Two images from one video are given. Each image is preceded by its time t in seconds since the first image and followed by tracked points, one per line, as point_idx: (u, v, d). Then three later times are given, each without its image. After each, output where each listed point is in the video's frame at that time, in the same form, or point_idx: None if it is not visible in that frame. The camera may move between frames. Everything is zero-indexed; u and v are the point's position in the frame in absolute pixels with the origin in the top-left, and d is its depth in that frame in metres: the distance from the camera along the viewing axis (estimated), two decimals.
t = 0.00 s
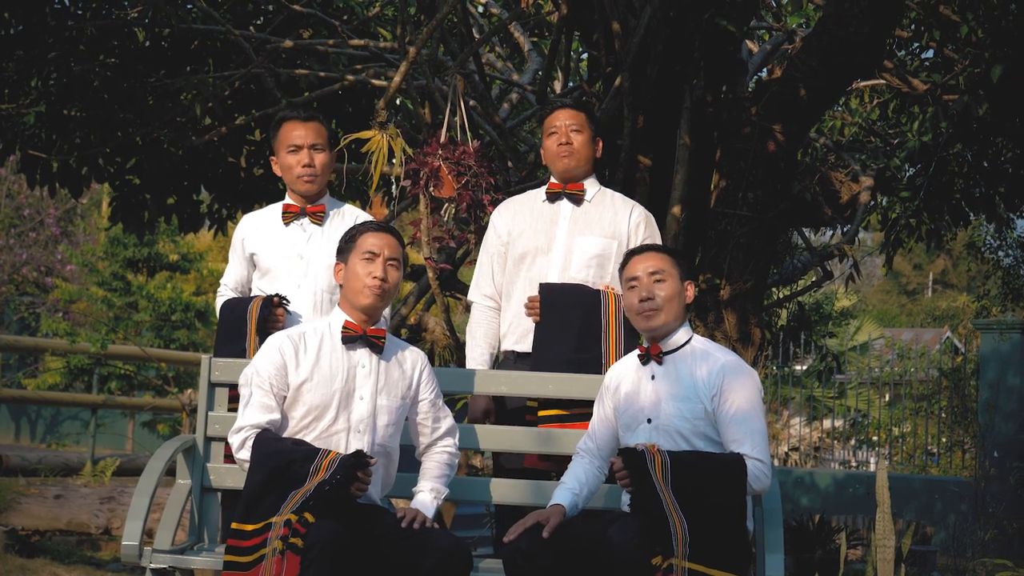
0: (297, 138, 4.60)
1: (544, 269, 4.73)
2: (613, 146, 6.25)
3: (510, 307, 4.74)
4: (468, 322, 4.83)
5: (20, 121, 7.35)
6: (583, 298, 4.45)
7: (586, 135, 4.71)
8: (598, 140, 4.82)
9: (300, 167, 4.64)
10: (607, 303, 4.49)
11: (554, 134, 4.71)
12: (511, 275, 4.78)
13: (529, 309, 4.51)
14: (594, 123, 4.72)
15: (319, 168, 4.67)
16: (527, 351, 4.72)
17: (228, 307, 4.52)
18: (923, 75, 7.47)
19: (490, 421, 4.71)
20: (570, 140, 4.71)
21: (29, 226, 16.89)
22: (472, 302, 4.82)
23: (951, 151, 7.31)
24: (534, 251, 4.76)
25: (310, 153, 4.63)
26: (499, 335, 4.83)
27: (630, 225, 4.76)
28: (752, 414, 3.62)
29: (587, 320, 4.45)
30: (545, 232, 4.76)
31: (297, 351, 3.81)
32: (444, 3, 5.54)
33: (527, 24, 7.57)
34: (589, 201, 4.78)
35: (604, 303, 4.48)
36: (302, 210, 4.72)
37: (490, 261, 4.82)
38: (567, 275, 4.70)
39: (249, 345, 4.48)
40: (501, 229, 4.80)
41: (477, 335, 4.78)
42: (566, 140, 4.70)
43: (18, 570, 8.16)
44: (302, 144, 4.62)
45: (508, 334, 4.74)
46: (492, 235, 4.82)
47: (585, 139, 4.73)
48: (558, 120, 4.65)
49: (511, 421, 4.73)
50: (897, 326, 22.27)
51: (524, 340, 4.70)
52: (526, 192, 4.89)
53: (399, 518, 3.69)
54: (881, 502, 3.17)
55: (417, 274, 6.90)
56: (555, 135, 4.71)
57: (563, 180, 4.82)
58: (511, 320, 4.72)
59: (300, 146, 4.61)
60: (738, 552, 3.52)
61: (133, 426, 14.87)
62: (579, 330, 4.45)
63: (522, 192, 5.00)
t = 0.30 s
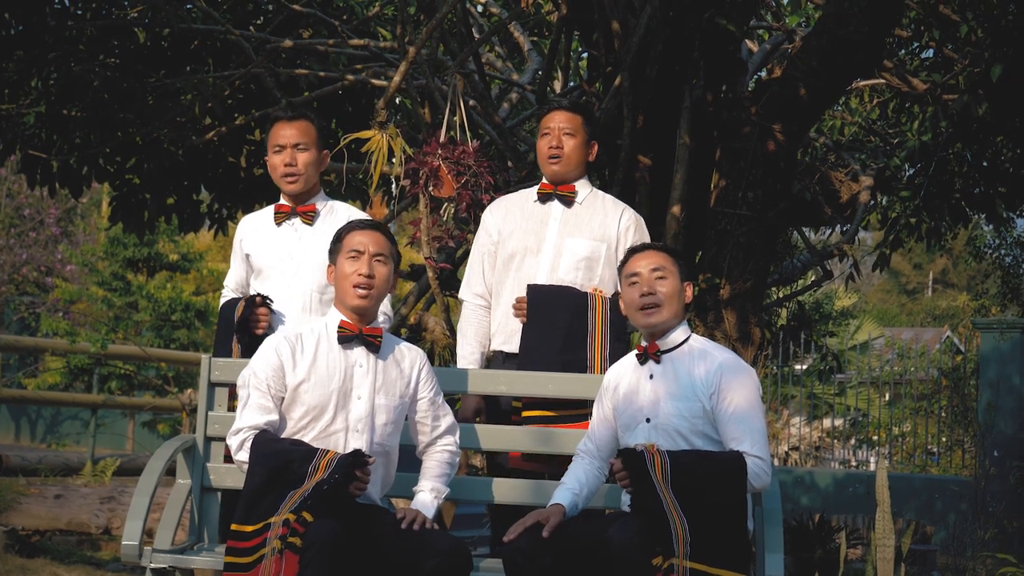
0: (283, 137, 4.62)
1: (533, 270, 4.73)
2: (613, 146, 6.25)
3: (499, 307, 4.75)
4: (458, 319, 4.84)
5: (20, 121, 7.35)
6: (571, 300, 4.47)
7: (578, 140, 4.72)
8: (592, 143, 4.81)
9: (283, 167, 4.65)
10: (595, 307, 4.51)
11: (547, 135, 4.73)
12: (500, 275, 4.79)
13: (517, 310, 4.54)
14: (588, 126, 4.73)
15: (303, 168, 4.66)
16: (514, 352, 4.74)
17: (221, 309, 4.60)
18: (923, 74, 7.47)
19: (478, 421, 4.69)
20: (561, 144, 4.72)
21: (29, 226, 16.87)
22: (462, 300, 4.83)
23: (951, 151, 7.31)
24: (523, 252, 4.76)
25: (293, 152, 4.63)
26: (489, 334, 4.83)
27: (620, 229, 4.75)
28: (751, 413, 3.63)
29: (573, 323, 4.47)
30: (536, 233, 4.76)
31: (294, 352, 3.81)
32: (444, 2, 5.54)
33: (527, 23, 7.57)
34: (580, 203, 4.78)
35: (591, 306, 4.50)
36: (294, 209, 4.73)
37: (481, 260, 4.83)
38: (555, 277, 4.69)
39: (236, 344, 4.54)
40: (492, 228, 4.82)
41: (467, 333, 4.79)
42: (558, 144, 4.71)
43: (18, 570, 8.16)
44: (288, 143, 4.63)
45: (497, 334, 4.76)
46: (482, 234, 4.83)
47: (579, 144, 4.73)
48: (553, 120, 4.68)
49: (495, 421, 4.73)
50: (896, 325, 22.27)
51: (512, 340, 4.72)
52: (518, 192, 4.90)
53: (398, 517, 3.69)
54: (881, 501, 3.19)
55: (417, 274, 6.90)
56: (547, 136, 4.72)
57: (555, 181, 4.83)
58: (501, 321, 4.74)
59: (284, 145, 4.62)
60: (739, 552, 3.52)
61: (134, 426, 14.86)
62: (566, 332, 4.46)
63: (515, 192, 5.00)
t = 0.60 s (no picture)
0: (278, 134, 4.62)
1: (529, 271, 4.73)
2: (613, 145, 6.25)
3: (495, 307, 4.74)
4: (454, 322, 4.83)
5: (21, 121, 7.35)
6: (567, 300, 4.48)
7: (571, 140, 4.73)
8: (586, 144, 4.82)
9: (275, 163, 4.66)
10: (592, 306, 4.52)
11: (540, 133, 4.75)
12: (495, 276, 4.78)
13: (513, 311, 4.51)
14: (582, 127, 4.74)
15: (295, 165, 4.66)
16: (512, 352, 4.72)
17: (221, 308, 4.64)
18: (923, 73, 7.48)
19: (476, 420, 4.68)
20: (553, 143, 4.73)
21: (29, 225, 16.85)
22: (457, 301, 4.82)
23: (951, 150, 7.31)
24: (518, 253, 4.75)
25: (286, 148, 4.63)
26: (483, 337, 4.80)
27: (614, 227, 4.75)
28: (751, 412, 3.63)
29: (569, 322, 4.47)
30: (530, 233, 4.76)
31: (291, 352, 3.81)
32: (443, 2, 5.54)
33: (526, 23, 7.56)
34: (573, 202, 4.78)
35: (588, 305, 4.51)
36: (291, 209, 4.73)
37: (475, 262, 4.82)
38: (551, 277, 4.70)
39: (231, 345, 4.56)
40: (485, 230, 4.81)
41: (463, 335, 4.77)
42: (549, 144, 4.73)
43: (19, 569, 8.15)
44: (282, 140, 4.63)
45: (492, 335, 4.74)
46: (477, 236, 4.83)
47: (570, 144, 4.74)
48: (547, 119, 4.69)
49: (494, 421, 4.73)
50: (896, 324, 22.28)
51: (509, 341, 4.71)
52: (511, 192, 4.89)
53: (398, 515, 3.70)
54: (880, 501, 3.19)
55: (417, 273, 6.91)
56: (540, 135, 4.74)
57: (547, 180, 4.83)
58: (496, 321, 4.73)
59: (278, 142, 4.62)
60: (739, 552, 3.52)
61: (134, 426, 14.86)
62: (562, 331, 4.47)
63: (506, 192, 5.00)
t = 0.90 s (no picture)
0: (285, 131, 4.63)
1: (524, 271, 4.73)
2: (613, 144, 6.25)
3: (491, 308, 4.74)
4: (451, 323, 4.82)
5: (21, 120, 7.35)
6: (564, 299, 4.48)
7: (567, 139, 4.72)
8: (582, 144, 4.82)
9: (281, 160, 4.65)
10: (587, 307, 4.51)
11: (536, 132, 4.74)
12: (491, 276, 4.78)
13: (510, 311, 4.56)
14: (578, 128, 4.74)
15: (302, 162, 4.66)
16: (507, 352, 4.72)
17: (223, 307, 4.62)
18: (923, 72, 7.48)
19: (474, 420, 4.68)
20: (549, 143, 4.73)
21: (29, 224, 16.83)
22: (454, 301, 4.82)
23: (952, 149, 7.31)
24: (514, 253, 4.76)
25: (293, 146, 4.63)
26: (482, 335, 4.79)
27: (609, 226, 4.75)
28: (753, 413, 3.63)
29: (565, 323, 4.47)
30: (526, 233, 4.76)
31: (290, 352, 3.81)
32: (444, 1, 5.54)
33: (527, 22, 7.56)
34: (569, 202, 4.78)
35: (584, 306, 4.51)
36: (293, 207, 4.73)
37: (471, 261, 4.82)
38: (547, 277, 4.69)
39: (234, 344, 4.54)
40: (481, 229, 4.81)
41: (461, 334, 4.75)
42: (546, 142, 4.72)
43: (19, 569, 8.14)
44: (288, 138, 4.64)
45: (489, 335, 4.75)
46: (473, 235, 4.83)
47: (567, 144, 4.74)
48: (544, 118, 4.69)
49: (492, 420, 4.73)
50: (896, 324, 22.27)
51: (505, 341, 4.71)
52: (508, 191, 4.89)
53: (398, 513, 3.70)
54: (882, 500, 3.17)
55: (418, 272, 6.90)
56: (536, 134, 4.73)
57: (543, 180, 4.83)
58: (493, 323, 4.73)
59: (284, 139, 4.63)
60: (740, 552, 3.52)
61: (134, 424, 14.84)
62: (558, 332, 4.46)
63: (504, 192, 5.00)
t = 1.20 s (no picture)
0: (297, 136, 4.61)
1: (525, 269, 4.73)
2: (613, 143, 6.25)
3: (491, 306, 4.74)
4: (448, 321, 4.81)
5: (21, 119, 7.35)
6: (564, 297, 4.47)
7: (567, 140, 4.73)
8: (581, 143, 4.83)
9: (296, 166, 4.65)
10: (588, 304, 4.50)
11: (535, 134, 4.74)
12: (492, 274, 4.78)
13: (511, 310, 4.56)
14: (576, 127, 4.74)
15: (316, 167, 4.67)
16: (507, 351, 4.71)
17: (224, 305, 4.55)
18: (923, 72, 7.48)
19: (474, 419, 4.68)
20: (549, 144, 4.73)
21: (28, 223, 16.82)
22: (452, 300, 4.81)
23: (952, 148, 7.31)
24: (514, 251, 4.76)
25: (309, 153, 4.64)
26: (478, 334, 4.80)
27: (610, 224, 4.75)
28: (753, 413, 3.63)
29: (565, 321, 4.46)
30: (526, 232, 4.76)
31: (290, 352, 3.81)
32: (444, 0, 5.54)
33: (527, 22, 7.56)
34: (569, 200, 4.78)
35: (584, 305, 4.49)
36: (300, 208, 4.73)
37: (471, 259, 4.81)
38: (547, 275, 4.70)
39: (241, 342, 4.50)
40: (481, 228, 4.80)
41: (458, 333, 4.75)
42: (545, 144, 4.72)
43: (19, 568, 8.13)
44: (301, 143, 4.63)
45: (488, 333, 4.74)
46: (472, 233, 4.82)
47: (566, 144, 4.74)
48: (542, 119, 4.68)
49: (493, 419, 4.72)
50: (896, 324, 22.28)
51: (506, 339, 4.70)
52: (507, 190, 4.88)
53: (397, 513, 3.69)
54: (881, 498, 3.17)
55: (418, 272, 6.91)
56: (535, 135, 4.73)
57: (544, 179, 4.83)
58: (495, 321, 4.72)
59: (299, 145, 4.62)
60: (739, 551, 3.52)
61: (134, 424, 14.83)
62: (558, 332, 4.46)
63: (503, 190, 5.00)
